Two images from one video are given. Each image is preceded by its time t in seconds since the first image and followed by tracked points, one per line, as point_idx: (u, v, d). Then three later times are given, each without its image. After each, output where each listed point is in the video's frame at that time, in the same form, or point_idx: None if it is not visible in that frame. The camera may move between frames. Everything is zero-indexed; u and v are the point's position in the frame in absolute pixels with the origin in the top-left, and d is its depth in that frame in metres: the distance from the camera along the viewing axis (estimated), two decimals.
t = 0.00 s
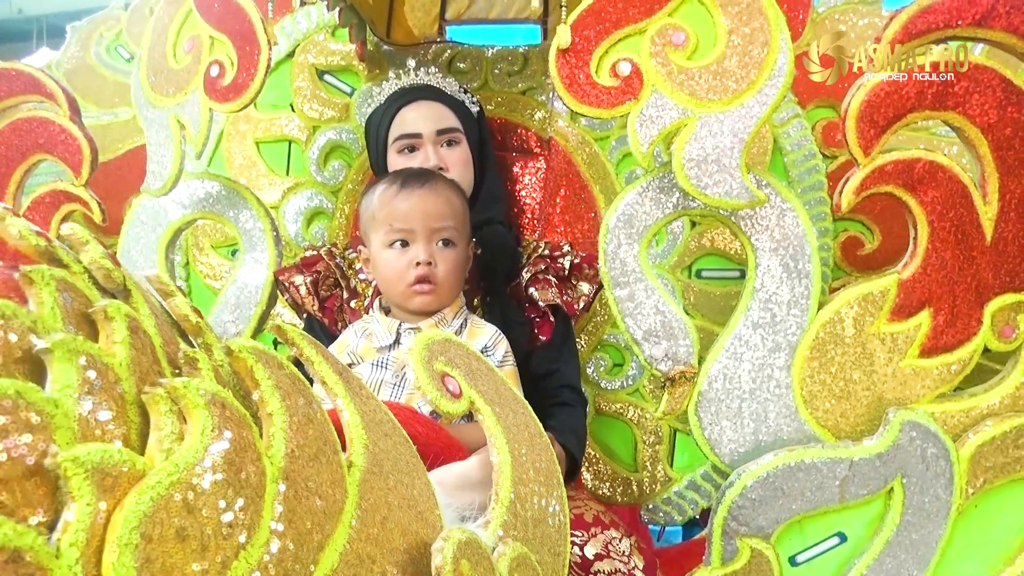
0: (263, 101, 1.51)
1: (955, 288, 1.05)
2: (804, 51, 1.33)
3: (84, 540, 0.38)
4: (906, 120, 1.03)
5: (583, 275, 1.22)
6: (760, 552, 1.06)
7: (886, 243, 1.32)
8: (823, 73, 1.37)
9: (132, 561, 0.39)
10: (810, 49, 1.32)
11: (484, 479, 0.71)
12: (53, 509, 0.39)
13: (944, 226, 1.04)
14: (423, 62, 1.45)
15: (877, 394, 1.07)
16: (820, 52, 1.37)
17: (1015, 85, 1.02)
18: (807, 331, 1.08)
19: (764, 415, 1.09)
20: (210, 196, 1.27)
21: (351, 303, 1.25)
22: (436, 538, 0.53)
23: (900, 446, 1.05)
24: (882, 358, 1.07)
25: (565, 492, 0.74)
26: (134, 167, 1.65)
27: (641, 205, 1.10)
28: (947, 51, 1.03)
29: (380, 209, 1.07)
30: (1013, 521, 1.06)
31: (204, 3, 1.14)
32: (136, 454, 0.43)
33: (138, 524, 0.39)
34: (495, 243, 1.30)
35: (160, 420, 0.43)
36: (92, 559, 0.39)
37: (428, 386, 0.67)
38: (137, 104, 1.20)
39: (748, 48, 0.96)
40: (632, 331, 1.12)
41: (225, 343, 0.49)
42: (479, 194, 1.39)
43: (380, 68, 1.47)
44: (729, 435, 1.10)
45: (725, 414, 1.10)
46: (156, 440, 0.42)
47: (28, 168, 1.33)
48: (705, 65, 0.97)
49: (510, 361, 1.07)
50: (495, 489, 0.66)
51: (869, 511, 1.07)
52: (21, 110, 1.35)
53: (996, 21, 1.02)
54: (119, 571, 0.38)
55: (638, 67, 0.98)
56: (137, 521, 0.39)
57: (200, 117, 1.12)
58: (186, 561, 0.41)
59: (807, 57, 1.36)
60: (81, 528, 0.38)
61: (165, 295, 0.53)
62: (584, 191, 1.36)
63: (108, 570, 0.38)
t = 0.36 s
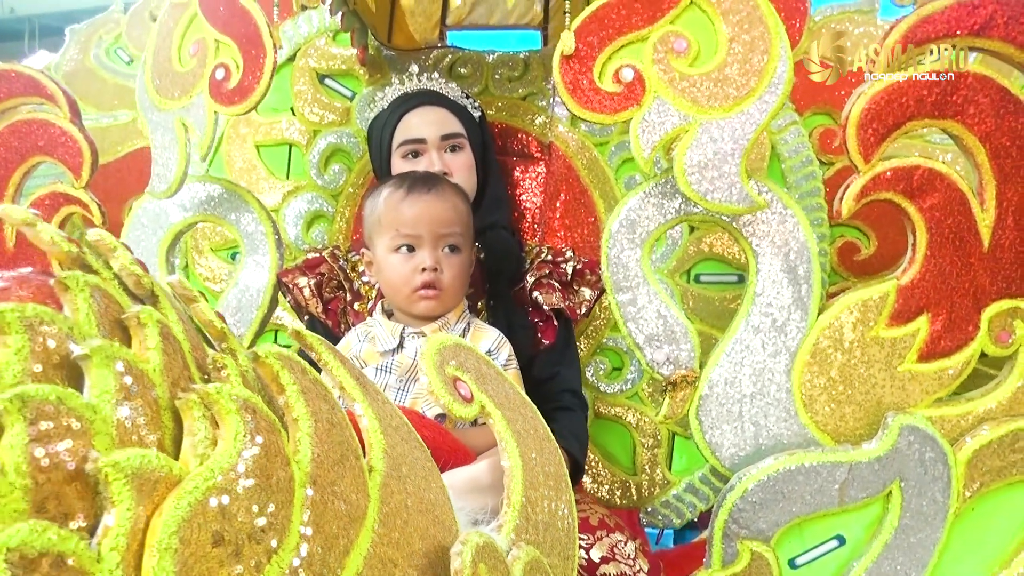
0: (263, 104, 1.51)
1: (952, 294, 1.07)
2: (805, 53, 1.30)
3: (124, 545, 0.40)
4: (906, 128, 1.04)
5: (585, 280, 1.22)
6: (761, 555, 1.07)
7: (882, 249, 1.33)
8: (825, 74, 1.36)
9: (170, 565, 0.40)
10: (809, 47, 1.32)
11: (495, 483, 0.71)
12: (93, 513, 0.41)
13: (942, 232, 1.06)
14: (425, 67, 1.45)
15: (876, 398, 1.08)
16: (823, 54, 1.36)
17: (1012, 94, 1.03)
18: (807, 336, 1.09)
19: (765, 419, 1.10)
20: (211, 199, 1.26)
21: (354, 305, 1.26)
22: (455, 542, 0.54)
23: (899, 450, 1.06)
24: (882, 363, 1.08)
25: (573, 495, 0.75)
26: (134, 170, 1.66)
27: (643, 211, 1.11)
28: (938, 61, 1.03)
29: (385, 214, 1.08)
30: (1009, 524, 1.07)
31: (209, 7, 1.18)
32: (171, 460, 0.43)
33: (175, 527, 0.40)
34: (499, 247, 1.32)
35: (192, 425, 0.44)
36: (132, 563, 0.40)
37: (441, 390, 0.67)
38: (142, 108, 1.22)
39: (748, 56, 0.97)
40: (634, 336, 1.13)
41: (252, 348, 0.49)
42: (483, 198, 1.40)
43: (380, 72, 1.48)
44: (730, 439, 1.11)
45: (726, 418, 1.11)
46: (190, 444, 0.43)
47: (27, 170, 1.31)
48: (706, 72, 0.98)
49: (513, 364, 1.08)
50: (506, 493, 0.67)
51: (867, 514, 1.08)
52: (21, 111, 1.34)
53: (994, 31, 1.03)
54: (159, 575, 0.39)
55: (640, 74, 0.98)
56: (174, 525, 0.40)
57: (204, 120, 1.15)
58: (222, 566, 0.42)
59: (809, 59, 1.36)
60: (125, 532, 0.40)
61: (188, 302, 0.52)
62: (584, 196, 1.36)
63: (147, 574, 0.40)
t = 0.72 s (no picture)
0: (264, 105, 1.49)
1: (950, 298, 1.09)
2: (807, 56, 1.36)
3: (174, 541, 0.40)
4: (907, 134, 1.06)
5: (588, 284, 1.24)
6: (762, 555, 1.08)
7: (879, 253, 1.33)
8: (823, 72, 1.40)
9: (218, 561, 0.40)
10: (809, 49, 1.34)
11: (507, 483, 0.72)
12: (140, 511, 0.41)
13: (941, 237, 1.07)
14: (427, 70, 1.47)
15: (876, 401, 1.10)
16: (823, 56, 1.41)
17: (1010, 101, 1.05)
18: (809, 339, 1.10)
19: (766, 421, 1.11)
20: (216, 201, 1.26)
21: (359, 307, 1.28)
22: (476, 540, 0.55)
23: (898, 451, 1.07)
24: (882, 366, 1.09)
25: (583, 496, 0.76)
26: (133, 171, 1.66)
27: (648, 215, 1.13)
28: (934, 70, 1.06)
29: (392, 218, 1.08)
30: (1004, 524, 1.08)
31: (216, 10, 1.18)
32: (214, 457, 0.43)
33: (222, 527, 0.40)
34: (503, 251, 1.33)
35: (231, 427, 0.44)
36: (179, 559, 0.40)
37: (456, 392, 0.68)
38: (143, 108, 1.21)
39: (754, 63, 0.99)
40: (637, 338, 1.14)
41: (284, 349, 0.49)
42: (486, 199, 1.41)
43: (382, 75, 1.47)
44: (732, 441, 1.12)
45: (728, 420, 1.12)
46: (231, 443, 0.43)
47: (29, 171, 1.31)
48: (713, 79, 0.99)
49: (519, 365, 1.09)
50: (521, 493, 0.67)
51: (866, 515, 1.09)
52: (23, 112, 1.34)
53: (993, 40, 1.05)
54: (207, 571, 0.39)
55: (647, 80, 1.00)
56: (221, 524, 0.40)
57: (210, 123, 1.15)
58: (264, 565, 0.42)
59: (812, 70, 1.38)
60: (173, 531, 0.40)
61: (216, 303, 0.53)
62: (585, 199, 1.36)
63: (196, 570, 0.39)
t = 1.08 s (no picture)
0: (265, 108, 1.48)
1: (950, 301, 1.10)
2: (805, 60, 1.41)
3: (231, 537, 0.40)
4: (907, 140, 1.08)
5: (592, 288, 1.24)
6: (766, 554, 1.09)
7: (878, 256, 1.31)
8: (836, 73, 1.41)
9: (274, 557, 0.41)
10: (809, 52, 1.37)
11: (523, 484, 0.73)
12: (199, 508, 0.42)
13: (941, 242, 1.09)
14: (430, 75, 1.47)
15: (877, 402, 1.11)
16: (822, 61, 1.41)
17: (1008, 108, 1.07)
18: (811, 342, 1.12)
19: (768, 422, 1.13)
20: (222, 204, 1.28)
21: (366, 313, 1.29)
22: (503, 539, 0.56)
23: (899, 452, 1.09)
24: (882, 368, 1.11)
25: (597, 495, 0.77)
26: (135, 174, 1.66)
27: (653, 220, 1.17)
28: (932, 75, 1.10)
29: (400, 222, 1.09)
30: (1000, 523, 1.10)
31: (227, 17, 1.22)
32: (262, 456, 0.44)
33: (277, 528, 0.41)
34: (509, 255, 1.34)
35: (279, 429, 0.45)
36: (236, 555, 0.41)
37: (476, 394, 0.69)
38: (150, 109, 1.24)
39: (760, 71, 1.06)
40: (642, 340, 1.18)
41: (324, 352, 0.50)
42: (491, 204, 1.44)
43: (385, 79, 1.48)
44: (735, 441, 1.14)
45: (731, 422, 1.14)
46: (280, 443, 0.44)
47: (34, 175, 1.33)
48: (719, 87, 1.07)
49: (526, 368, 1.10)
50: (539, 493, 0.68)
51: (868, 514, 1.11)
52: (27, 115, 1.35)
53: (991, 48, 1.07)
54: (265, 567, 0.40)
55: (656, 89, 1.09)
56: (277, 523, 0.41)
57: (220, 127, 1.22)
58: (312, 563, 0.42)
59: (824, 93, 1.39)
60: (229, 527, 0.41)
61: (252, 307, 0.54)
62: (588, 203, 1.36)
63: (254, 567, 0.40)
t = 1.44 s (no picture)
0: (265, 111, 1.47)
1: (943, 303, 1.12)
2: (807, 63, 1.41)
3: (268, 532, 0.40)
4: (902, 145, 1.10)
5: (590, 292, 1.26)
6: (763, 553, 1.11)
7: (871, 258, 1.32)
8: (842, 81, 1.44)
9: (309, 551, 0.40)
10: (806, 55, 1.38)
11: (530, 482, 0.76)
12: (235, 505, 0.43)
13: (935, 245, 1.11)
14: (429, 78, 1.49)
15: (872, 402, 1.13)
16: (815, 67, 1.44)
17: (999, 113, 1.09)
18: (807, 343, 1.14)
19: (766, 422, 1.15)
20: (224, 208, 1.30)
21: (365, 319, 1.29)
22: (515, 536, 0.57)
23: (894, 451, 1.11)
24: (879, 369, 1.13)
25: (602, 495, 0.78)
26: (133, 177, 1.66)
27: (650, 223, 1.21)
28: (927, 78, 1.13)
29: (402, 224, 1.10)
30: (992, 521, 1.12)
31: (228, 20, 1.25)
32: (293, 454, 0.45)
33: (309, 524, 0.41)
34: (508, 262, 1.36)
35: (308, 428, 0.45)
36: (273, 549, 0.40)
37: (486, 395, 0.70)
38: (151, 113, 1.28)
39: (760, 77, 1.12)
40: (641, 342, 1.21)
41: (347, 354, 0.51)
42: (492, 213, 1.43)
43: (384, 82, 1.49)
44: (733, 441, 1.16)
45: (730, 421, 1.16)
46: (310, 442, 0.44)
47: (34, 177, 1.34)
48: (719, 93, 1.13)
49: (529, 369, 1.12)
50: (547, 492, 0.69)
51: (863, 513, 1.13)
52: (28, 118, 1.36)
53: (983, 55, 1.08)
54: (300, 562, 0.40)
55: (658, 93, 1.14)
56: (312, 520, 0.41)
57: (222, 130, 1.25)
58: (345, 560, 0.42)
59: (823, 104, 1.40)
60: (266, 521, 0.40)
61: (275, 309, 0.56)
62: (586, 206, 1.37)
63: (290, 561, 0.40)
